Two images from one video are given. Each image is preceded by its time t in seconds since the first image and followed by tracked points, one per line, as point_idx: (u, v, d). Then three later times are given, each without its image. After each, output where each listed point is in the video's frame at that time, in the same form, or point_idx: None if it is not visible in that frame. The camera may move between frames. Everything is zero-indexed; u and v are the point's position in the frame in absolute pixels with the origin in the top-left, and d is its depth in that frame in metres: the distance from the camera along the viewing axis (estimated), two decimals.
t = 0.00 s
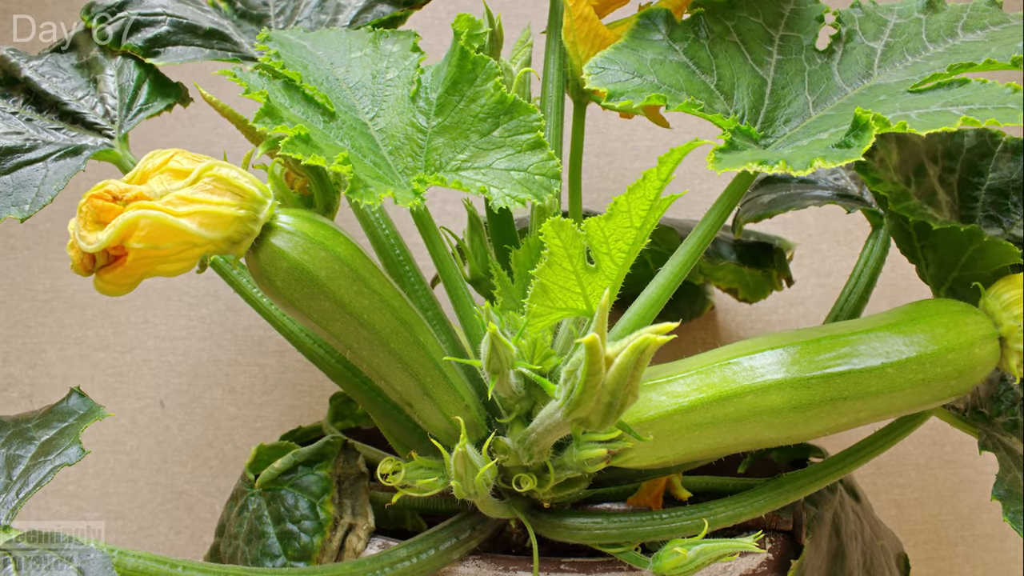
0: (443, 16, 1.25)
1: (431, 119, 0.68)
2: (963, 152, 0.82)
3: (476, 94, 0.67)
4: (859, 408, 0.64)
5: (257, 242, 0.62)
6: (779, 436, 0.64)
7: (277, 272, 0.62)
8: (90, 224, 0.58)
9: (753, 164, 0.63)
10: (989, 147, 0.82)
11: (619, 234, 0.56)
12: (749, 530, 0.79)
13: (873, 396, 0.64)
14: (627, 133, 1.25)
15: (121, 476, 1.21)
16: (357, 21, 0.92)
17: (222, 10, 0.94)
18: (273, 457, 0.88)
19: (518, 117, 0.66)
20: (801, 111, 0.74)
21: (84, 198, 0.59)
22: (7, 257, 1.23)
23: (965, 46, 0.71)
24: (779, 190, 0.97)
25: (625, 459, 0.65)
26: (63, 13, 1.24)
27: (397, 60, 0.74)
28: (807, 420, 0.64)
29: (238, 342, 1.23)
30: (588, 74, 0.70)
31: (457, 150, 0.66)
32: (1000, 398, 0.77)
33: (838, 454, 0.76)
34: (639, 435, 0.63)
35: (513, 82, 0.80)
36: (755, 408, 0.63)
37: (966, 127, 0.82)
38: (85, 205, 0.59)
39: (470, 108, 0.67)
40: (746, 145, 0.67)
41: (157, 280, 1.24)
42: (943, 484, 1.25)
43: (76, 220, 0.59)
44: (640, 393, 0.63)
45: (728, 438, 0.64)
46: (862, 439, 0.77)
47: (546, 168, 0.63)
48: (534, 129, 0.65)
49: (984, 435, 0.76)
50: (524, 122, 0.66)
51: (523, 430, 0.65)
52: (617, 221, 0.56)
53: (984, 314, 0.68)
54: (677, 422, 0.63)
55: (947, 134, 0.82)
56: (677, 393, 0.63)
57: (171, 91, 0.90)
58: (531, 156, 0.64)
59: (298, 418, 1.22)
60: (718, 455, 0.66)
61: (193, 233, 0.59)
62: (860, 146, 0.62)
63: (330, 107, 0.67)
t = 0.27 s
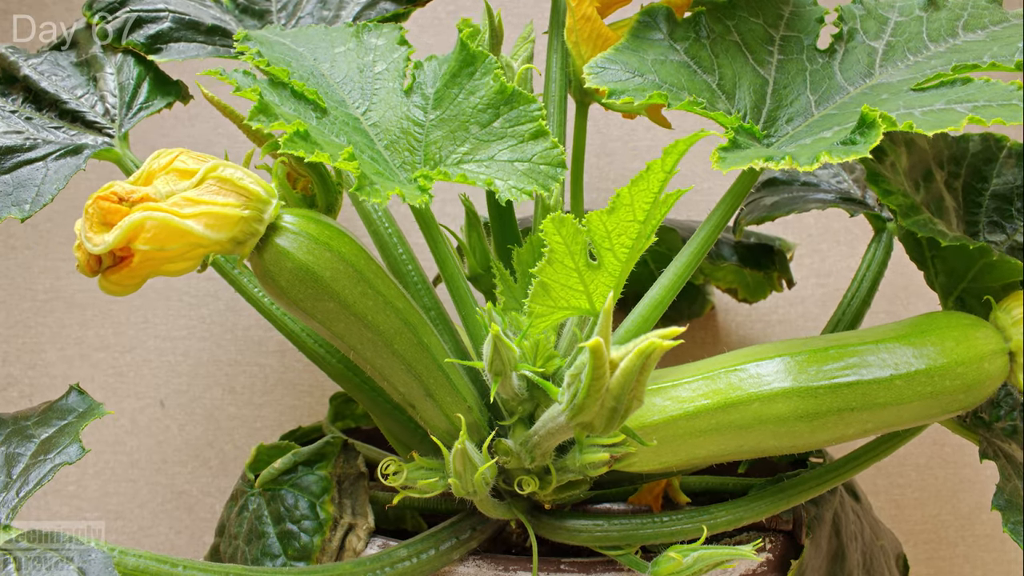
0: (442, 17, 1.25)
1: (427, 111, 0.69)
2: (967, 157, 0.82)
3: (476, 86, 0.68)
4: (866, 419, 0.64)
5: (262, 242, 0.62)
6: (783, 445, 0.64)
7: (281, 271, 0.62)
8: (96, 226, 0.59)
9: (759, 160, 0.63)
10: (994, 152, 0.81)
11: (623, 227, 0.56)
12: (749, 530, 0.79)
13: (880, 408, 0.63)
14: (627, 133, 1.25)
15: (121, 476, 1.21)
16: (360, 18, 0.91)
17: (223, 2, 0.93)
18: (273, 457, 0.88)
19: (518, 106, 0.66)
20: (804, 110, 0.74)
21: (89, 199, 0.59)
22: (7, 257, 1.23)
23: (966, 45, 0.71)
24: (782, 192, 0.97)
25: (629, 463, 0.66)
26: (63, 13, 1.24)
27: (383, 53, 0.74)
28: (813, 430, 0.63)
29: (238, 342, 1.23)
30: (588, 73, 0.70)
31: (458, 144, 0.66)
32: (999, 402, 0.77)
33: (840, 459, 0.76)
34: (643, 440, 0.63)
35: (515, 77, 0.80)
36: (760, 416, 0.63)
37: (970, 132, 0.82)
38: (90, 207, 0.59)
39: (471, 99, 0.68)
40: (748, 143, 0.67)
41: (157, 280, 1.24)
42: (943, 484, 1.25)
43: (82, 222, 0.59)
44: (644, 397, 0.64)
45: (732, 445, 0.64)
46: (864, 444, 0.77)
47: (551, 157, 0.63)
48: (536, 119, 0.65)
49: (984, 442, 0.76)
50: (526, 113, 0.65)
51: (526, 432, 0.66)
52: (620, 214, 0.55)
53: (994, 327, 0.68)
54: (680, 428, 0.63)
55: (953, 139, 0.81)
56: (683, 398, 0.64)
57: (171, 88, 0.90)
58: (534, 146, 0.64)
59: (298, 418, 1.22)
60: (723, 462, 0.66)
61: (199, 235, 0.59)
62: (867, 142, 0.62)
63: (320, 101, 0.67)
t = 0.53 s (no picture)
0: (443, 17, 1.25)
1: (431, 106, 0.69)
2: (973, 163, 0.82)
3: (483, 82, 0.68)
4: (872, 430, 0.64)
5: (267, 242, 0.62)
6: (787, 454, 0.64)
7: (287, 271, 0.62)
8: (103, 227, 0.59)
9: (765, 162, 0.63)
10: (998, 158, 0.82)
11: (632, 225, 0.56)
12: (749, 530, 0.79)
13: (887, 419, 0.64)
14: (627, 133, 1.25)
15: (121, 476, 1.21)
16: (363, 14, 0.91)
17: None
18: (273, 457, 0.88)
19: (525, 102, 0.66)
20: (810, 110, 0.73)
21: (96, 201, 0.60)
22: (8, 257, 1.23)
23: (975, 45, 0.71)
24: (784, 196, 0.97)
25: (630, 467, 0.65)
26: (63, 13, 1.24)
27: (388, 51, 0.74)
28: (818, 439, 0.63)
29: (238, 342, 1.23)
30: (592, 73, 0.70)
31: (464, 138, 0.66)
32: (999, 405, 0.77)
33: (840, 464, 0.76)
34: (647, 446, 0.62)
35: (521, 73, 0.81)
36: (766, 424, 0.63)
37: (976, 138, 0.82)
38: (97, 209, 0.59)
39: (477, 94, 0.68)
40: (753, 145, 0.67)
41: (157, 280, 1.24)
42: (943, 484, 1.25)
43: (89, 223, 0.59)
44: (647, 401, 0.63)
45: (735, 452, 0.63)
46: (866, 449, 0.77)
47: (558, 150, 0.63)
48: (543, 114, 0.66)
49: (984, 450, 0.76)
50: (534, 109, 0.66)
51: (528, 435, 0.66)
52: (631, 212, 0.55)
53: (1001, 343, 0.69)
54: (684, 433, 0.63)
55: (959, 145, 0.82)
56: (689, 403, 0.63)
57: (172, 86, 0.90)
58: (543, 139, 0.64)
59: (298, 418, 1.22)
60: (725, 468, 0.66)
61: (205, 237, 0.59)
62: (874, 144, 0.62)
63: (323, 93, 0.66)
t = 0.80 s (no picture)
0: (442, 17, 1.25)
1: (429, 101, 0.69)
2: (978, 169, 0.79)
3: (482, 76, 0.68)
4: (878, 442, 0.63)
5: (272, 242, 0.63)
6: (791, 463, 0.63)
7: (292, 272, 0.62)
8: (111, 229, 0.59)
9: (774, 168, 0.62)
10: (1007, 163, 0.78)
11: (641, 225, 0.56)
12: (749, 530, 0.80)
13: (894, 432, 0.63)
14: (627, 133, 1.25)
15: (121, 476, 1.21)
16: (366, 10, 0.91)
17: None
18: (273, 456, 0.88)
19: (525, 95, 0.67)
20: (816, 112, 0.74)
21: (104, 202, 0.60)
22: (8, 257, 1.23)
23: (983, 47, 0.71)
24: (786, 199, 0.98)
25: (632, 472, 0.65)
26: (63, 13, 1.24)
27: (379, 44, 0.74)
28: (823, 450, 0.63)
29: (238, 342, 1.23)
30: (595, 74, 0.70)
31: (462, 134, 0.67)
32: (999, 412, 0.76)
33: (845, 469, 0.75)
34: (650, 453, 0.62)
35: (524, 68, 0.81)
36: (771, 433, 0.62)
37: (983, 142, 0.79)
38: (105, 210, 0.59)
39: (475, 88, 0.68)
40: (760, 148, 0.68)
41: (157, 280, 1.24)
42: (943, 484, 1.25)
43: (97, 223, 0.59)
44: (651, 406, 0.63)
45: (740, 460, 0.63)
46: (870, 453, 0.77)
47: (560, 145, 0.63)
48: (543, 106, 0.66)
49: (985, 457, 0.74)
50: (535, 104, 0.66)
51: (531, 437, 0.66)
52: (639, 213, 0.55)
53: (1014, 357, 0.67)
54: (688, 440, 0.63)
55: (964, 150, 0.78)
56: (694, 409, 0.63)
57: (173, 83, 0.90)
58: (547, 132, 0.64)
59: (298, 418, 1.22)
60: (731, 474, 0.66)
61: (213, 239, 0.60)
62: (884, 149, 0.62)
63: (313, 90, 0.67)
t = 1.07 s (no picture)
0: (442, 17, 1.25)
1: (431, 98, 0.69)
2: (985, 175, 0.79)
3: (487, 72, 0.68)
4: (884, 455, 0.62)
5: (279, 243, 0.63)
6: (795, 473, 0.63)
7: (297, 272, 0.62)
8: (119, 230, 0.59)
9: (784, 173, 0.63)
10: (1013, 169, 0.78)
11: (655, 228, 0.57)
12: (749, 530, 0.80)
13: (900, 445, 0.61)
14: (627, 133, 1.25)
15: (121, 476, 1.21)
16: (370, 8, 0.92)
17: None
18: (273, 456, 0.88)
19: (529, 92, 0.67)
20: (824, 116, 0.74)
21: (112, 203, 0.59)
22: (8, 257, 1.23)
23: (992, 52, 0.71)
24: (790, 202, 0.98)
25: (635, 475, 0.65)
26: (63, 13, 1.24)
27: (383, 47, 0.74)
28: (828, 460, 0.62)
29: (238, 342, 1.23)
30: (601, 79, 0.71)
31: (464, 133, 0.67)
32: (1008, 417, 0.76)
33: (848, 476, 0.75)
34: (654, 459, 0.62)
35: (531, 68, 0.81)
36: (777, 442, 0.61)
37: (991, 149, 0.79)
38: (114, 211, 0.59)
39: (479, 86, 0.68)
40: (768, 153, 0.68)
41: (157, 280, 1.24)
42: (943, 484, 1.25)
43: (106, 224, 0.59)
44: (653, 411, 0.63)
45: (744, 468, 0.63)
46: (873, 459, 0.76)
47: (567, 139, 0.64)
48: (549, 104, 0.66)
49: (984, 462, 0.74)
50: (540, 100, 0.66)
51: (534, 440, 0.66)
52: (654, 216, 0.56)
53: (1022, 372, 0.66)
54: (691, 445, 0.62)
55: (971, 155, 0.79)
56: (699, 414, 0.62)
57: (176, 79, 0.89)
58: (554, 127, 0.65)
59: (297, 418, 1.22)
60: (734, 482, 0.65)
61: (222, 240, 0.59)
62: (894, 154, 0.62)
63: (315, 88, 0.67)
